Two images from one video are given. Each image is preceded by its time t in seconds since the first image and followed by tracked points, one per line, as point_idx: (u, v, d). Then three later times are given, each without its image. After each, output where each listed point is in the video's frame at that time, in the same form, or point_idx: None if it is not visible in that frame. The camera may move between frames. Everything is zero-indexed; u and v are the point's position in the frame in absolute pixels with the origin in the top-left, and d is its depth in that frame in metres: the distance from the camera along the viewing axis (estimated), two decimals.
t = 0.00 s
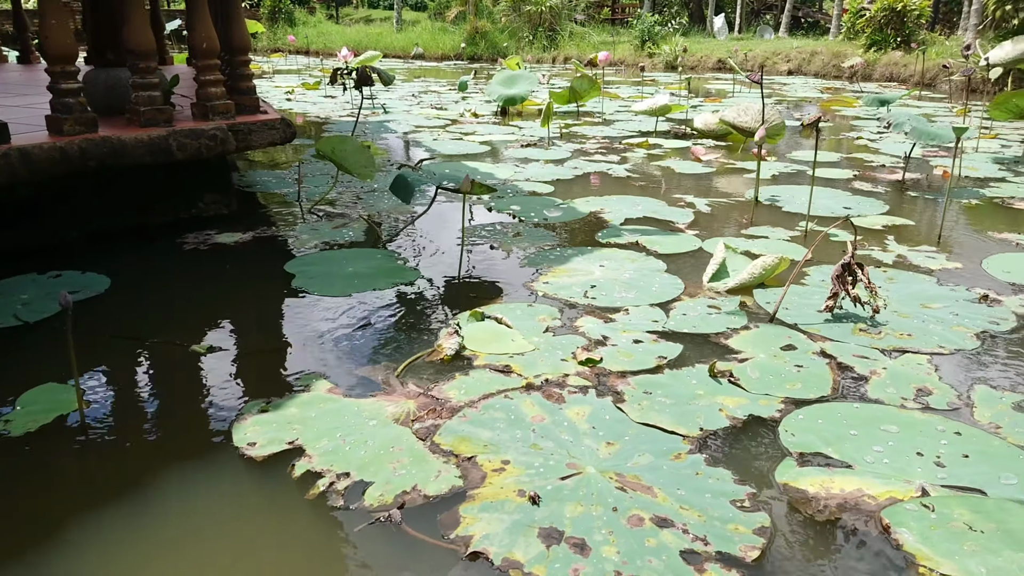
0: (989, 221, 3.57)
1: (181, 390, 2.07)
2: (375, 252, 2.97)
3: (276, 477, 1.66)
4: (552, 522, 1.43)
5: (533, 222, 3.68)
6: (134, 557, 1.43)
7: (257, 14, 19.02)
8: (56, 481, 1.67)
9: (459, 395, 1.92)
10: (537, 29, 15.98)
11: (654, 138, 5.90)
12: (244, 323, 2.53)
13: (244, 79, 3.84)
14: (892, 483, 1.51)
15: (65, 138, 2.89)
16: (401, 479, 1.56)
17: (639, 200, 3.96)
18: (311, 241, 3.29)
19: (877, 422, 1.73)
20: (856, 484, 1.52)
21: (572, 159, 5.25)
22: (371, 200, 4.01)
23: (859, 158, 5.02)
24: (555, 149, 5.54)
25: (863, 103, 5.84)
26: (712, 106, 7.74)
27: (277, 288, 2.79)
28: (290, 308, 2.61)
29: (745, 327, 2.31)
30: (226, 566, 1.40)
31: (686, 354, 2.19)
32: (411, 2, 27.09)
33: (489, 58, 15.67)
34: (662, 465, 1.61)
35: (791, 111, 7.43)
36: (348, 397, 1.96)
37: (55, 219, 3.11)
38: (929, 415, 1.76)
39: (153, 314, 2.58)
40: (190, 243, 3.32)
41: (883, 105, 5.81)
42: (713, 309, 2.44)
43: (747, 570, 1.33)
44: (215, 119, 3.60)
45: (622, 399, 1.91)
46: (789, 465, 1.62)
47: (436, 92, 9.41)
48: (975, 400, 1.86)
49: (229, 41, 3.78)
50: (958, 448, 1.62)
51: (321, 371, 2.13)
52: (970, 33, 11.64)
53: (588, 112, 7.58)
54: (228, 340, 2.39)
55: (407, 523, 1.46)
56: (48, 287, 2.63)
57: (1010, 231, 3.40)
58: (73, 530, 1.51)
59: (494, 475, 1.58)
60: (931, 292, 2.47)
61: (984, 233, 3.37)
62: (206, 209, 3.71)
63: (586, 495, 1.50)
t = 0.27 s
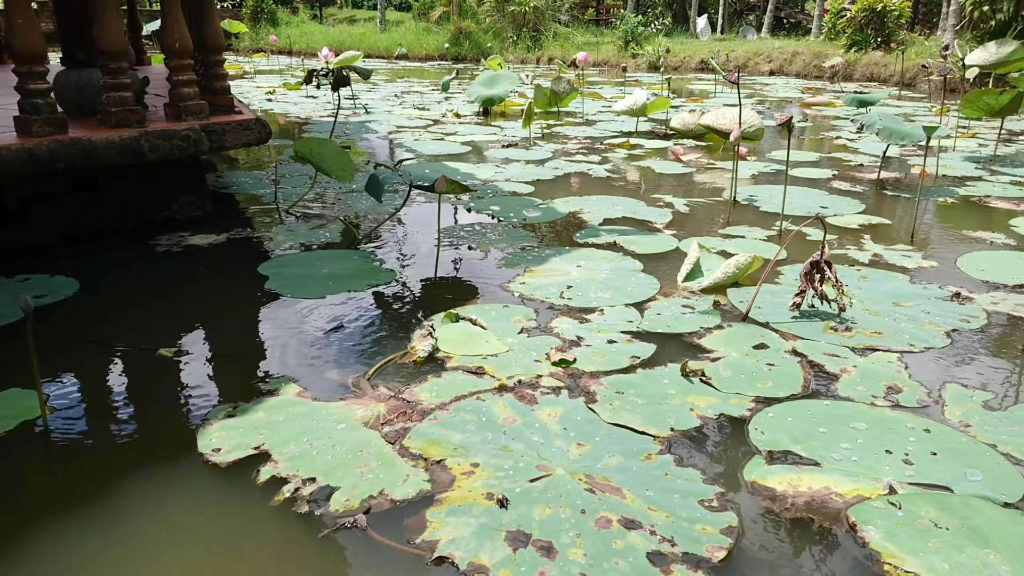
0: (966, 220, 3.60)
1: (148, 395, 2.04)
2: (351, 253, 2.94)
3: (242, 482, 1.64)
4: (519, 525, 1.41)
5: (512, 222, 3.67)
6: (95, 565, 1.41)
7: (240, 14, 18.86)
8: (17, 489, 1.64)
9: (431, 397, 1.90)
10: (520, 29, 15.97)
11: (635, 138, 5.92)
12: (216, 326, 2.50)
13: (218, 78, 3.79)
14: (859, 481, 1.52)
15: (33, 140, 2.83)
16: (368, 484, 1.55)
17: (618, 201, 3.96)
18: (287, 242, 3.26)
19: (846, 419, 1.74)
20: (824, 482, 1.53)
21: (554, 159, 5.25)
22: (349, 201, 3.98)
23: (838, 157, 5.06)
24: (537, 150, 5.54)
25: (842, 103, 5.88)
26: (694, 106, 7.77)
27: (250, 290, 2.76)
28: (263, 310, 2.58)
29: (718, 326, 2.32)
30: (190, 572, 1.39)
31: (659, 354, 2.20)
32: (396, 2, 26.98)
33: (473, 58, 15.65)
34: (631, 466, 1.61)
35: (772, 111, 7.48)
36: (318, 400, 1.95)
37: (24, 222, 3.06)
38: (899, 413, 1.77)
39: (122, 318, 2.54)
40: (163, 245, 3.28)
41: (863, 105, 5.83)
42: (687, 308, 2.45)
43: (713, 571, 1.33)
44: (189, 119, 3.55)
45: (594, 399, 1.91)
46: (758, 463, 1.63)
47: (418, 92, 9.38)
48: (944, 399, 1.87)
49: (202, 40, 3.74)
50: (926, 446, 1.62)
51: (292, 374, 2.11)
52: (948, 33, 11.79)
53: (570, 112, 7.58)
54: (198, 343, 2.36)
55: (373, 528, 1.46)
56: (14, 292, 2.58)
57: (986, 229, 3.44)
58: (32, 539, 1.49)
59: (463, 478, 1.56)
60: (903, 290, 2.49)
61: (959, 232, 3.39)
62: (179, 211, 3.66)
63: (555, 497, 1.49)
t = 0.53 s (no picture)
0: (939, 218, 3.57)
1: (108, 401, 2.00)
2: (322, 255, 2.91)
3: (200, 490, 1.62)
4: (481, 529, 1.39)
5: (487, 223, 3.64)
6: None
7: (219, 15, 18.69)
8: None
9: (397, 400, 1.88)
10: (501, 29, 15.94)
11: (614, 138, 5.92)
12: (182, 329, 2.45)
13: (187, 78, 3.74)
14: (825, 478, 1.49)
15: None
16: (328, 490, 1.53)
17: (594, 200, 3.95)
18: (257, 243, 3.20)
19: (813, 417, 1.72)
20: (789, 480, 1.51)
21: (532, 159, 5.23)
22: (323, 203, 3.94)
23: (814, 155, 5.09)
24: (515, 150, 5.52)
25: (818, 103, 5.90)
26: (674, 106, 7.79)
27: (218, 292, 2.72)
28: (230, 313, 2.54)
29: (688, 325, 2.32)
30: None
31: (629, 355, 2.20)
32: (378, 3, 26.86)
33: (455, 58, 15.61)
34: (597, 467, 1.60)
35: (750, 111, 7.52)
36: (281, 405, 1.93)
37: None
38: (866, 409, 1.75)
39: (84, 323, 2.48)
40: (130, 247, 3.22)
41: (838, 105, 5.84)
42: (658, 307, 2.46)
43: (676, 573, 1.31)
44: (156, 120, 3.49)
45: (563, 400, 1.90)
46: (723, 461, 1.62)
47: (398, 93, 9.33)
48: (911, 396, 1.86)
49: (170, 40, 3.68)
50: (893, 442, 1.60)
51: (257, 379, 2.08)
52: (924, 33, 11.94)
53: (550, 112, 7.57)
54: (161, 347, 2.31)
55: (332, 535, 1.44)
56: None
57: (957, 227, 3.42)
58: None
59: (426, 482, 1.54)
60: (871, 287, 2.51)
61: (930, 230, 3.37)
62: (148, 213, 3.60)
63: (519, 500, 1.48)
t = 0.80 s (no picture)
0: (919, 213, 3.53)
1: (75, 404, 1.96)
2: (300, 254, 2.87)
3: (165, 494, 1.60)
4: (452, 530, 1.38)
5: (468, 221, 3.59)
6: None
7: (202, 13, 18.50)
8: None
9: (370, 400, 1.86)
10: (487, 27, 15.90)
11: (597, 136, 5.91)
12: (155, 330, 2.41)
13: (162, 76, 3.69)
14: (800, 475, 1.48)
15: None
16: (297, 492, 1.52)
17: (576, 198, 3.94)
18: (233, 241, 3.15)
19: (788, 413, 1.71)
20: (764, 477, 1.50)
21: (515, 157, 5.20)
22: (303, 202, 3.89)
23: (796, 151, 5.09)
24: (498, 148, 5.49)
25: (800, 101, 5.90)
26: (659, 104, 7.79)
27: (192, 292, 2.68)
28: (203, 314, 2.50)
29: (666, 322, 2.32)
30: None
31: (607, 352, 2.19)
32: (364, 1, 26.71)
33: (441, 57, 15.54)
34: (571, 465, 1.59)
35: (734, 108, 7.53)
36: (252, 406, 1.91)
37: None
38: (842, 405, 1.74)
39: (55, 324, 2.44)
40: (105, 247, 3.16)
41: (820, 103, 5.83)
42: (636, 304, 2.46)
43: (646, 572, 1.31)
44: (131, 118, 3.44)
45: (539, 398, 1.89)
46: (699, 459, 1.61)
47: (382, 91, 9.27)
48: (888, 391, 1.85)
49: (144, 37, 3.62)
50: (869, 438, 1.58)
51: (229, 380, 2.05)
52: (906, 30, 12.01)
53: (535, 110, 7.55)
54: (134, 349, 2.27)
55: (299, 538, 1.42)
56: None
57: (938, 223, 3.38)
58: None
59: (397, 484, 1.53)
60: (849, 283, 2.51)
61: (910, 225, 3.34)
62: (123, 212, 3.54)
63: (490, 500, 1.46)
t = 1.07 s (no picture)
0: (897, 213, 3.50)
1: (39, 409, 1.91)
2: (276, 255, 2.83)
3: (127, 501, 1.56)
4: (419, 536, 1.35)
5: (448, 221, 3.55)
6: None
7: (185, 13, 18.33)
8: None
9: (341, 404, 1.83)
10: (473, 27, 15.87)
11: (580, 136, 5.89)
12: (125, 333, 2.37)
13: (138, 75, 3.63)
14: (775, 476, 1.45)
15: None
16: (262, 498, 1.49)
17: (558, 197, 3.90)
18: (208, 242, 3.10)
19: (764, 413, 1.69)
20: (738, 478, 1.47)
21: (498, 157, 5.17)
22: (281, 202, 3.84)
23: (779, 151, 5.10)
24: (481, 148, 5.47)
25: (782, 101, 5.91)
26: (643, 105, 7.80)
27: (163, 294, 2.63)
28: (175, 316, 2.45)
29: (643, 321, 2.32)
30: None
31: (583, 353, 2.17)
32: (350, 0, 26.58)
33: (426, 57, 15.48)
34: (542, 468, 1.57)
35: (719, 109, 7.55)
36: (220, 410, 1.87)
37: None
38: (817, 405, 1.73)
39: (22, 327, 2.38)
40: (77, 248, 3.10)
41: (803, 102, 5.83)
42: (613, 304, 2.45)
43: None
44: (104, 118, 3.38)
45: (512, 400, 1.87)
46: (674, 461, 1.58)
47: (367, 91, 9.21)
48: (864, 391, 1.84)
49: (118, 36, 3.54)
50: (844, 438, 1.56)
51: (198, 384, 2.01)
52: (889, 31, 12.09)
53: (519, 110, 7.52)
54: (102, 352, 2.23)
55: (262, 546, 1.39)
56: None
57: (915, 222, 3.35)
58: None
59: (365, 489, 1.50)
60: (827, 282, 2.51)
61: (889, 224, 3.33)
62: (97, 213, 3.47)
63: (459, 505, 1.43)
